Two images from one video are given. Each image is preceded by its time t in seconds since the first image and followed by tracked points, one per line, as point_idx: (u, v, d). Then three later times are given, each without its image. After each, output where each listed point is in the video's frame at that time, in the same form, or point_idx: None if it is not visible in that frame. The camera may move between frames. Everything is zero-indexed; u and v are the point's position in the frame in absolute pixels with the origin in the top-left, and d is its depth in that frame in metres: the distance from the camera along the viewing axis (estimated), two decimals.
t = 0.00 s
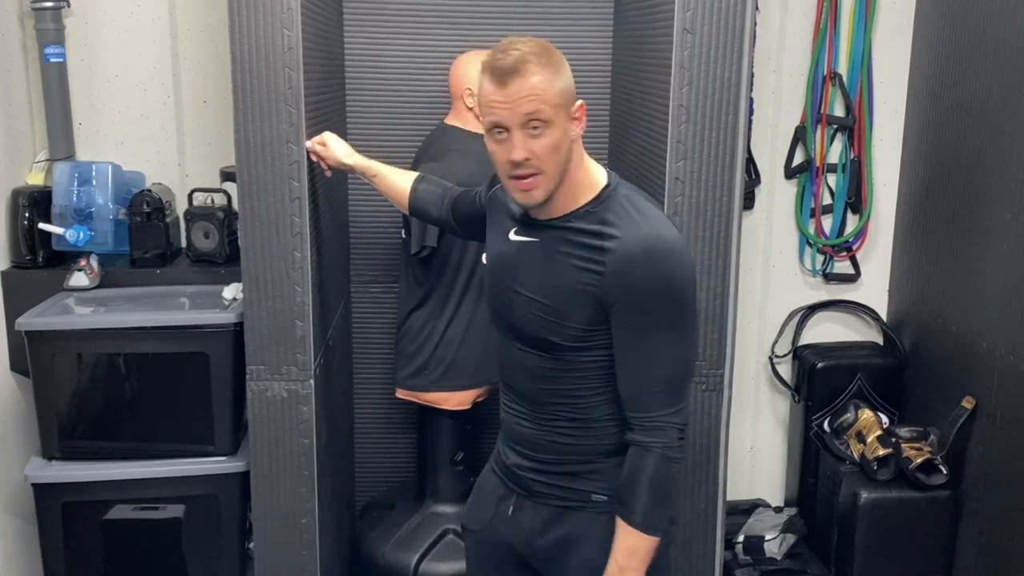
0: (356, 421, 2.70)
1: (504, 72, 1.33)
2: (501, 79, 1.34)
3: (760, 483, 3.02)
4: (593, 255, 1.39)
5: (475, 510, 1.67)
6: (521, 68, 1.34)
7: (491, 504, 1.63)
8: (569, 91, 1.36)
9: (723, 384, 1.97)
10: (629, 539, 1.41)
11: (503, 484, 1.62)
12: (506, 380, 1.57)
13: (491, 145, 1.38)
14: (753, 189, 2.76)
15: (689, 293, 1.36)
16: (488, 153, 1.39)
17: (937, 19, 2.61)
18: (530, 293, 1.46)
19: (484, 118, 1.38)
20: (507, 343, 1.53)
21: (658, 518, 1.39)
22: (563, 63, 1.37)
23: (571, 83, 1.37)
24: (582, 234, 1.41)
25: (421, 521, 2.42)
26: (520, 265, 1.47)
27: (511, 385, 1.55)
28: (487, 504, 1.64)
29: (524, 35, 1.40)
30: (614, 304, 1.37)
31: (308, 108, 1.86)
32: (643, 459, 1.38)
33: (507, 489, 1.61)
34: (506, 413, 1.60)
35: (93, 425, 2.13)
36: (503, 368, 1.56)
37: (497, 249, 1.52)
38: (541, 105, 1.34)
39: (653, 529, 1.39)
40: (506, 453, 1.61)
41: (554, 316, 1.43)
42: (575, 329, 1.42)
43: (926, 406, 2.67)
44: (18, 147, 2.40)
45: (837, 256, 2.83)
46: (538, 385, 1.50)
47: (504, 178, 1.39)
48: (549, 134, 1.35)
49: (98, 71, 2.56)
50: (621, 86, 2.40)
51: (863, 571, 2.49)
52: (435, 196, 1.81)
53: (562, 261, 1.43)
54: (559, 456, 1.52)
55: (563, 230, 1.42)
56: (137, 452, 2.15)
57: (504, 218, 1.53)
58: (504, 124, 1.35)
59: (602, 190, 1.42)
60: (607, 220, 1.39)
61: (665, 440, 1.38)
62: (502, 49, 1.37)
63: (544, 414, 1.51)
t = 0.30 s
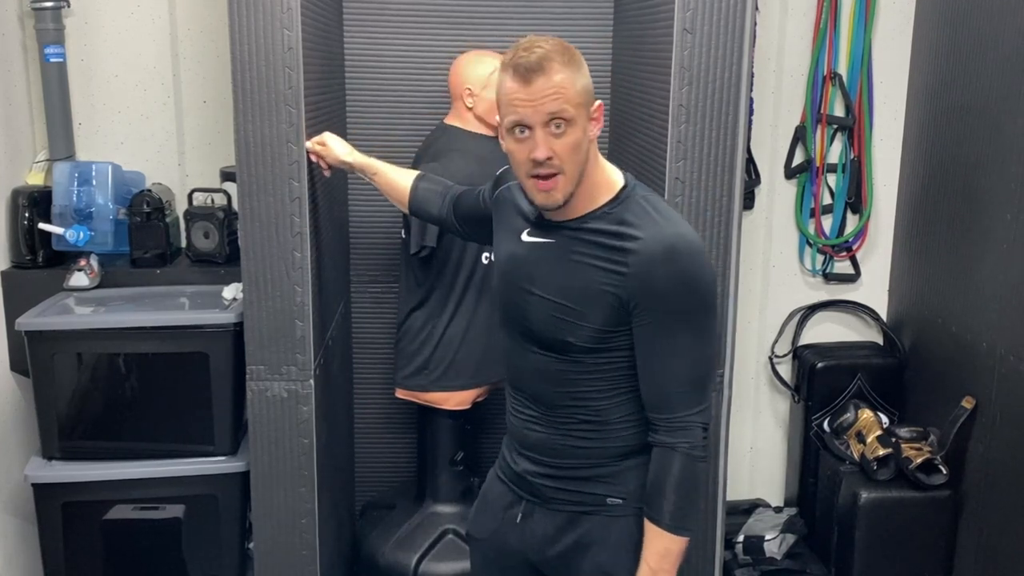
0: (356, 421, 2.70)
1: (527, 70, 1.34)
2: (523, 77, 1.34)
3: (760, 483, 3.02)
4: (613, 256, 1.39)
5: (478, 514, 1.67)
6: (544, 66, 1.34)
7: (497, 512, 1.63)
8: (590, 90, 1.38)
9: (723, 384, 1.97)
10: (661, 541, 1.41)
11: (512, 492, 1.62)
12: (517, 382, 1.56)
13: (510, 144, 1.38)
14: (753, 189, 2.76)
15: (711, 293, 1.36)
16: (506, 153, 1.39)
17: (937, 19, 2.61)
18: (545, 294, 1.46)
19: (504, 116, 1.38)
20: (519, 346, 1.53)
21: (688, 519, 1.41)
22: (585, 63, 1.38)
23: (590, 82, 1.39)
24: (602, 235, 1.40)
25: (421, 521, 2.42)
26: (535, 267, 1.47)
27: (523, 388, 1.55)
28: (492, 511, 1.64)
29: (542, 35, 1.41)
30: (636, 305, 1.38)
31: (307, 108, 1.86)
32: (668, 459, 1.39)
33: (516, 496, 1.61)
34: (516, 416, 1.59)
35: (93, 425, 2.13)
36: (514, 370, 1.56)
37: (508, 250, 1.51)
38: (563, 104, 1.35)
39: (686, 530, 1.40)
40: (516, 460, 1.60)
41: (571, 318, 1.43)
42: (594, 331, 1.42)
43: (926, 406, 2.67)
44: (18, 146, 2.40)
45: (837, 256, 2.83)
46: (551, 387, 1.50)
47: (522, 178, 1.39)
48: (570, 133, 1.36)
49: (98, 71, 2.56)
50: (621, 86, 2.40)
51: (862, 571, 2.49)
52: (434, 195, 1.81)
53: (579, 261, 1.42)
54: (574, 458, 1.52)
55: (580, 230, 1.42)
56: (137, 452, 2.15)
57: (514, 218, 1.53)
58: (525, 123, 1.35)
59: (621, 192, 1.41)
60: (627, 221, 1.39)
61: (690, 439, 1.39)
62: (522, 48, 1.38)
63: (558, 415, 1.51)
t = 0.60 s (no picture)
0: (356, 421, 2.70)
1: (525, 76, 1.33)
2: (523, 83, 1.34)
3: (760, 483, 3.02)
4: (618, 257, 1.39)
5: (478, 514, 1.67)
6: (543, 73, 1.33)
7: (498, 512, 1.63)
8: (594, 97, 1.36)
9: (724, 384, 1.96)
10: (667, 542, 1.41)
11: (513, 491, 1.62)
12: (521, 382, 1.56)
13: (512, 148, 1.38)
14: (753, 189, 2.76)
15: (717, 294, 1.36)
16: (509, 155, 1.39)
17: (937, 19, 2.61)
18: (549, 294, 1.46)
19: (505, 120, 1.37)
20: (523, 345, 1.53)
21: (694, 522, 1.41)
22: (588, 69, 1.36)
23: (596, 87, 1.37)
24: (606, 235, 1.40)
25: (421, 521, 2.42)
26: (539, 267, 1.47)
27: (526, 388, 1.55)
28: (494, 511, 1.64)
29: (548, 37, 1.39)
30: (641, 306, 1.38)
31: (307, 108, 1.86)
32: (675, 460, 1.39)
33: (517, 495, 1.61)
34: (519, 416, 1.59)
35: (93, 425, 2.13)
36: (517, 370, 1.56)
37: (512, 250, 1.51)
38: (561, 110, 1.33)
39: (692, 533, 1.40)
40: (518, 459, 1.60)
41: (575, 318, 1.43)
42: (598, 331, 1.42)
43: (925, 406, 2.67)
44: (18, 146, 2.40)
45: (837, 256, 2.83)
46: (555, 387, 1.50)
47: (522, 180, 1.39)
48: (569, 139, 1.35)
49: (98, 71, 2.56)
50: (621, 86, 2.40)
51: (862, 571, 2.49)
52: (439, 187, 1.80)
53: (584, 262, 1.42)
54: (576, 458, 1.52)
55: (585, 231, 1.42)
56: (137, 452, 2.15)
57: (518, 217, 1.53)
58: (524, 128, 1.35)
59: (626, 193, 1.41)
60: (632, 222, 1.39)
61: (697, 440, 1.38)
62: (526, 52, 1.37)
63: (561, 415, 1.51)
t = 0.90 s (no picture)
0: (356, 421, 2.70)
1: (502, 80, 1.34)
2: (501, 86, 1.35)
3: (760, 484, 3.02)
4: (615, 257, 1.39)
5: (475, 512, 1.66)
6: (519, 78, 1.34)
7: (497, 511, 1.63)
8: (575, 103, 1.35)
9: (723, 384, 1.96)
10: (657, 542, 1.41)
11: (511, 489, 1.62)
12: (518, 381, 1.56)
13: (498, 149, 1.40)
14: (753, 189, 2.76)
15: (714, 295, 1.36)
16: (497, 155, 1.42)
17: (937, 19, 2.61)
18: (547, 293, 1.46)
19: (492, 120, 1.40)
20: (521, 345, 1.53)
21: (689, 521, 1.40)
22: (573, 76, 1.35)
23: (581, 93, 1.36)
24: (604, 236, 1.40)
25: (421, 521, 2.42)
26: (537, 266, 1.47)
27: (523, 387, 1.55)
28: (492, 511, 1.64)
29: (544, 40, 1.39)
30: (638, 307, 1.38)
31: (307, 107, 1.86)
32: (669, 460, 1.39)
33: (515, 494, 1.61)
34: (516, 415, 1.59)
35: (93, 425, 2.13)
36: (515, 369, 1.56)
37: (511, 249, 1.51)
38: (537, 116, 1.34)
39: (683, 533, 1.40)
40: (516, 458, 1.60)
41: (573, 317, 1.44)
42: (595, 331, 1.42)
43: (925, 407, 2.67)
44: (18, 146, 2.40)
45: (837, 256, 2.83)
46: (551, 386, 1.50)
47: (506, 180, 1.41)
48: (545, 145, 1.35)
49: (98, 71, 2.56)
50: (621, 86, 2.40)
51: (862, 571, 2.49)
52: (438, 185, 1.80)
53: (581, 262, 1.42)
54: (574, 458, 1.52)
55: (581, 232, 1.42)
56: (137, 451, 2.15)
57: (518, 216, 1.53)
58: (501, 131, 1.37)
59: (624, 194, 1.41)
60: (629, 222, 1.39)
61: (692, 441, 1.38)
62: (516, 55, 1.38)
63: (558, 414, 1.51)
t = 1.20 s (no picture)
0: (356, 421, 2.70)
1: (498, 78, 1.34)
2: (498, 85, 1.35)
3: (760, 484, 3.02)
4: (611, 256, 1.39)
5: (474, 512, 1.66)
6: (515, 76, 1.34)
7: (495, 512, 1.63)
8: (572, 101, 1.35)
9: (723, 384, 1.96)
10: (656, 541, 1.40)
11: (508, 490, 1.62)
12: (514, 381, 1.56)
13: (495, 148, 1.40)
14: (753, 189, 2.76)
15: (709, 294, 1.36)
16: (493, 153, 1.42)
17: (937, 19, 2.61)
18: (542, 293, 1.46)
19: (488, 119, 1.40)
20: (517, 345, 1.53)
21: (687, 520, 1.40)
22: (569, 74, 1.35)
23: (578, 92, 1.36)
24: (600, 235, 1.40)
25: (421, 521, 2.42)
26: (532, 266, 1.47)
27: (519, 387, 1.55)
28: (491, 511, 1.64)
29: (539, 39, 1.39)
30: (634, 306, 1.38)
31: (307, 107, 1.86)
32: (666, 459, 1.39)
33: (513, 495, 1.61)
34: (512, 416, 1.59)
35: (93, 425, 2.13)
36: (511, 369, 1.56)
37: (506, 248, 1.51)
38: (534, 114, 1.34)
39: (681, 531, 1.40)
40: (513, 459, 1.60)
41: (569, 317, 1.43)
42: (591, 331, 1.42)
43: (925, 406, 2.67)
44: (18, 147, 2.40)
45: (837, 256, 2.83)
46: (547, 386, 1.50)
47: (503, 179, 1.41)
48: (542, 144, 1.35)
49: (98, 71, 2.55)
50: (621, 86, 2.40)
51: (862, 571, 2.48)
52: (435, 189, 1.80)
53: (576, 261, 1.42)
54: (570, 458, 1.52)
55: (576, 230, 1.42)
56: (136, 452, 2.15)
57: (514, 215, 1.53)
58: (498, 129, 1.37)
59: (620, 193, 1.41)
60: (625, 221, 1.39)
61: (688, 440, 1.38)
62: (512, 54, 1.38)
63: (554, 415, 1.51)
